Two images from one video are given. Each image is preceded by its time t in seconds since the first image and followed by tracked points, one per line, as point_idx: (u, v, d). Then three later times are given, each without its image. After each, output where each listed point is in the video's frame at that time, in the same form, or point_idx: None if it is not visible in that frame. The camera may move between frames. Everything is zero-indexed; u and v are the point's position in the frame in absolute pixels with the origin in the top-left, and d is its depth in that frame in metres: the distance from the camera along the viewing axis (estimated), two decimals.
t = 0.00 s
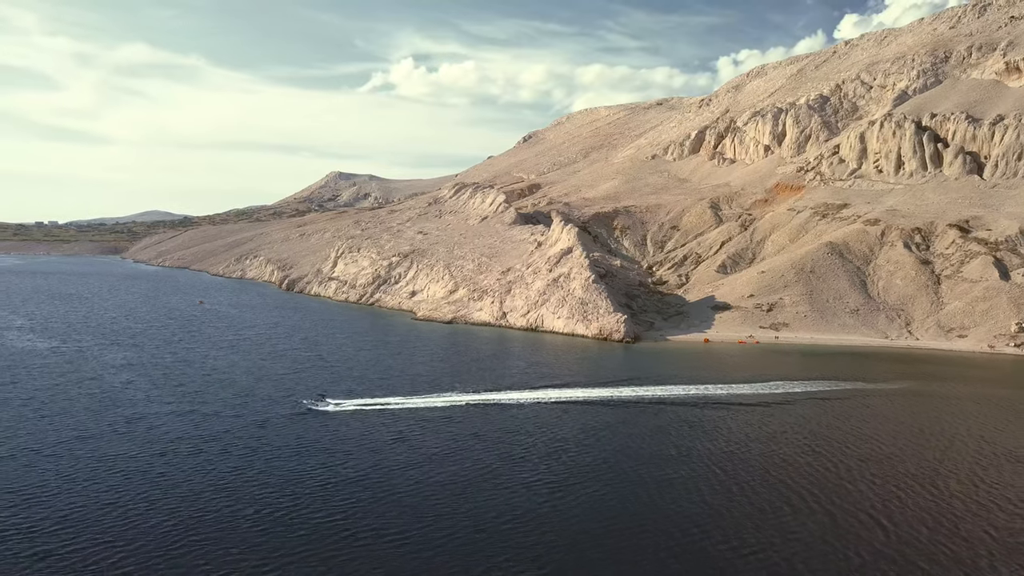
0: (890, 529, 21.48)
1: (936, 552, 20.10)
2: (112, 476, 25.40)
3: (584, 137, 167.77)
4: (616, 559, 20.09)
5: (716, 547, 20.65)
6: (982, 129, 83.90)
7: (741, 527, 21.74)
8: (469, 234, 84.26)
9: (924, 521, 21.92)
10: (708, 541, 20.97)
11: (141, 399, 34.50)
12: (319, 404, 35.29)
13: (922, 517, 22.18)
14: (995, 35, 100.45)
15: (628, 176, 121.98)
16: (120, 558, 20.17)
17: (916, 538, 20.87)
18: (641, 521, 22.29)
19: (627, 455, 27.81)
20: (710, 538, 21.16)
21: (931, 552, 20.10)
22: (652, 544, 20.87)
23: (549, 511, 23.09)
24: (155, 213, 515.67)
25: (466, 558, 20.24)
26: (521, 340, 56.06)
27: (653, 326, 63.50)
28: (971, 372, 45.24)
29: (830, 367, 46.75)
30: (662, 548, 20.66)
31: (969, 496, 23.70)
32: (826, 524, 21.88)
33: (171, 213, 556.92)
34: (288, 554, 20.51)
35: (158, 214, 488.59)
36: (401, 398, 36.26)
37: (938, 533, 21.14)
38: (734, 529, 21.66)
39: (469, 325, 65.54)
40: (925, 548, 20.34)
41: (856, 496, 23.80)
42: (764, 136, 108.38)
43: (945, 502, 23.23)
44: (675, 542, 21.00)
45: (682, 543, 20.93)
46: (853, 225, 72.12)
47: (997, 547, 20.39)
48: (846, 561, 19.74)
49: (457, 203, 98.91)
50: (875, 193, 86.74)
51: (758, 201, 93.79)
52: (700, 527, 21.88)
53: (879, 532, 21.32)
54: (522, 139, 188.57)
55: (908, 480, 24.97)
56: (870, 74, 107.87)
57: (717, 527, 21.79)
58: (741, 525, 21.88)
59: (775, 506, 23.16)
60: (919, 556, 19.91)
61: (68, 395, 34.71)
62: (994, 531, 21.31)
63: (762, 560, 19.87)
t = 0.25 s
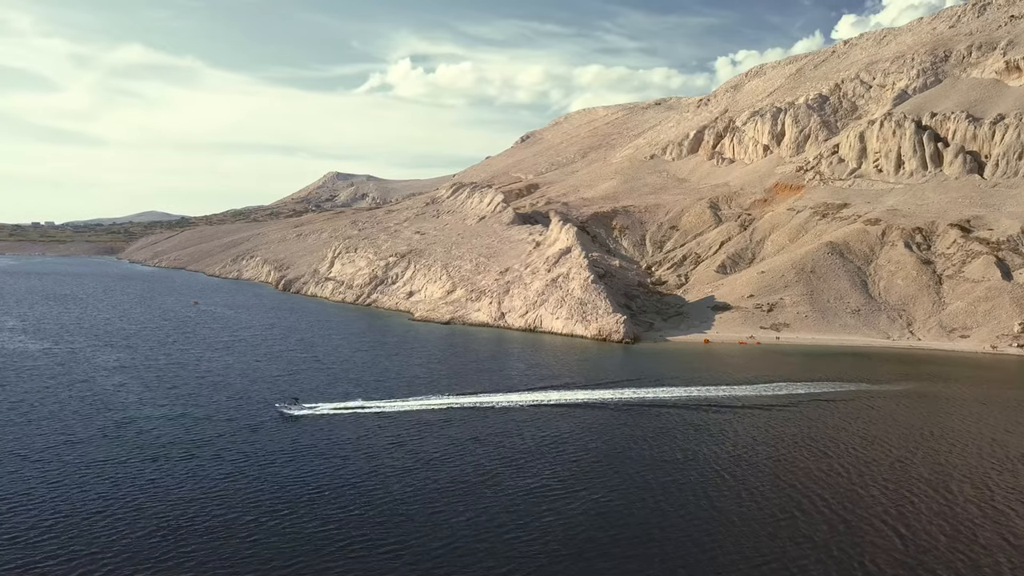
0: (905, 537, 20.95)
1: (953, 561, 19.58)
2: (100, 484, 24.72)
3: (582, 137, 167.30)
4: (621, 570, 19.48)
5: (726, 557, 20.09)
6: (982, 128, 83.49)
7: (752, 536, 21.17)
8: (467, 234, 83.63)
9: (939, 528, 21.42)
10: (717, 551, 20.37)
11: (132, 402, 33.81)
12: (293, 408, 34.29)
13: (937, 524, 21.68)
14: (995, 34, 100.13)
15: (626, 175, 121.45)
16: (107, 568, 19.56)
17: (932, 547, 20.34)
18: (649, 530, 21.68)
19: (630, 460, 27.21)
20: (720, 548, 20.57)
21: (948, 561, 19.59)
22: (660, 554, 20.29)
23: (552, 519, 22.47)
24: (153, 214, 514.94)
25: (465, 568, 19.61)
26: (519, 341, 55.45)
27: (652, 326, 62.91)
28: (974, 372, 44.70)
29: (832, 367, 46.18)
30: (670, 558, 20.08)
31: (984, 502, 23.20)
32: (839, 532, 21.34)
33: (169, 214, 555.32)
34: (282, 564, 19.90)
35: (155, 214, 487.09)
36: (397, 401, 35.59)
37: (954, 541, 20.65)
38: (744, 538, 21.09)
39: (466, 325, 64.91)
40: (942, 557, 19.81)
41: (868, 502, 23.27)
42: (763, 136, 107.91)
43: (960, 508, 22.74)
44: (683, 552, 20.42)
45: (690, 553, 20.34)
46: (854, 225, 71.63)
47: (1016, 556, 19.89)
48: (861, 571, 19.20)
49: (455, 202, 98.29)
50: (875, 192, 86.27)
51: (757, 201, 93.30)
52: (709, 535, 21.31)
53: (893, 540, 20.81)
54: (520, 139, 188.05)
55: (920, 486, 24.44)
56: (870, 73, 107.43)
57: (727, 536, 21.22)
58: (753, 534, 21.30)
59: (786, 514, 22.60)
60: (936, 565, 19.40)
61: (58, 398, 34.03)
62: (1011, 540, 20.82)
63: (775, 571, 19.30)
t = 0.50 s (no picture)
0: (922, 545, 20.29)
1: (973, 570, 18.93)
2: (87, 491, 24.00)
3: (582, 137, 166.70)
4: None
5: (737, 566, 19.45)
6: (985, 127, 82.89)
7: (759, 543, 20.55)
8: (465, 234, 82.93)
9: (957, 536, 20.78)
10: (723, 560, 19.71)
11: (123, 405, 33.08)
12: (260, 413, 33.19)
13: (954, 531, 21.04)
14: (997, 33, 99.61)
15: (626, 175, 120.82)
16: None
17: (950, 556, 19.70)
18: (657, 539, 20.97)
19: (633, 465, 26.53)
20: (731, 557, 19.89)
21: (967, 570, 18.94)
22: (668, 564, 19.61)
23: (554, 527, 21.77)
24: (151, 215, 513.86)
25: None
26: (518, 342, 54.73)
27: (653, 327, 62.24)
28: (980, 373, 44.07)
29: (835, 368, 45.51)
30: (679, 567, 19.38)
31: (1001, 508, 22.57)
32: (849, 540, 20.70)
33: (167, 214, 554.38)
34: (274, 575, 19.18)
35: (153, 215, 486.17)
36: (394, 404, 34.87)
37: (973, 549, 20.01)
38: (751, 545, 20.46)
39: (465, 326, 64.22)
40: (961, 566, 19.17)
41: (878, 508, 22.64)
42: (763, 135, 107.31)
43: (977, 514, 22.11)
44: (693, 561, 19.73)
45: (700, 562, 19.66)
46: (856, 224, 71.01)
47: None
48: None
49: (453, 202, 97.60)
50: (877, 192, 85.65)
51: (758, 200, 92.67)
52: (719, 544, 20.63)
53: (910, 548, 20.16)
54: (519, 139, 187.42)
55: (935, 491, 23.80)
56: (871, 72, 106.85)
57: (738, 544, 20.56)
58: (764, 542, 20.64)
59: (795, 520, 21.97)
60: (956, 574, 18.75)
61: (47, 401, 33.27)
62: None
63: None
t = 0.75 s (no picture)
0: (940, 555, 19.76)
1: None
2: (73, 499, 23.33)
3: (581, 136, 166.15)
4: None
5: None
6: (987, 126, 82.31)
7: (775, 554, 19.98)
8: (465, 234, 82.30)
9: (975, 545, 20.27)
10: (737, 571, 19.15)
11: (114, 409, 32.41)
12: (229, 416, 32.14)
13: (972, 541, 20.52)
14: (999, 32, 99.11)
15: (626, 175, 120.24)
16: None
17: (970, 567, 19.17)
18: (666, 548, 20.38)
19: (639, 471, 25.86)
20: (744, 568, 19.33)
21: None
22: None
23: (558, 536, 21.17)
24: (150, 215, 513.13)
25: None
26: (518, 343, 54.05)
27: (654, 327, 61.63)
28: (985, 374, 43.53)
29: (839, 369, 44.90)
30: None
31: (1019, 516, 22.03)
32: (867, 549, 20.20)
33: (166, 214, 553.74)
34: None
35: (153, 215, 485.56)
36: (391, 406, 34.22)
37: (993, 560, 19.48)
38: (764, 555, 19.93)
39: (464, 327, 63.59)
40: None
41: (895, 515, 22.12)
42: (764, 135, 106.73)
43: (994, 522, 21.59)
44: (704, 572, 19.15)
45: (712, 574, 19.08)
46: (858, 224, 70.41)
47: None
48: None
49: (452, 202, 96.97)
50: (878, 191, 85.05)
51: (759, 200, 92.10)
52: (731, 554, 20.07)
53: (928, 558, 19.63)
54: (518, 139, 186.78)
55: (950, 497, 23.28)
56: (872, 71, 106.27)
57: (750, 554, 20.01)
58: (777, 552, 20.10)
59: (809, 529, 21.44)
60: None
61: (38, 405, 32.63)
62: None
63: None
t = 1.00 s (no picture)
0: (963, 563, 19.12)
1: None
2: (59, 506, 22.63)
3: (581, 136, 165.53)
4: None
5: None
6: (991, 124, 81.63)
7: (790, 564, 19.28)
8: (464, 233, 81.62)
9: (998, 554, 19.64)
10: None
11: (105, 411, 31.69)
12: (189, 421, 30.85)
13: (995, 549, 19.89)
14: (1002, 30, 98.52)
15: (626, 174, 119.57)
16: None
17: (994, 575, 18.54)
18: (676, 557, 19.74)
19: (645, 477, 25.16)
20: None
21: None
22: None
23: (563, 544, 20.50)
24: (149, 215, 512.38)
25: None
26: (518, 344, 53.35)
27: (656, 328, 60.97)
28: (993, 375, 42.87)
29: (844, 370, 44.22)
30: None
31: None
32: (886, 556, 19.58)
33: (166, 215, 553.43)
34: None
35: (153, 215, 485.28)
36: (389, 408, 33.52)
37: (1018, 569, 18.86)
38: (780, 563, 19.30)
39: (464, 327, 62.89)
40: None
41: (914, 522, 21.44)
42: (765, 134, 106.06)
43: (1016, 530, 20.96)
44: None
45: None
46: (861, 223, 69.74)
47: None
48: None
49: (452, 201, 96.31)
50: (881, 191, 84.37)
51: (761, 199, 91.44)
52: (745, 562, 19.42)
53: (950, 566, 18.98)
54: (518, 138, 186.11)
55: (970, 504, 22.65)
56: (875, 69, 105.58)
57: (766, 562, 19.38)
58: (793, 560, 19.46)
59: (826, 536, 20.76)
60: None
61: (28, 408, 31.93)
62: None
63: None
